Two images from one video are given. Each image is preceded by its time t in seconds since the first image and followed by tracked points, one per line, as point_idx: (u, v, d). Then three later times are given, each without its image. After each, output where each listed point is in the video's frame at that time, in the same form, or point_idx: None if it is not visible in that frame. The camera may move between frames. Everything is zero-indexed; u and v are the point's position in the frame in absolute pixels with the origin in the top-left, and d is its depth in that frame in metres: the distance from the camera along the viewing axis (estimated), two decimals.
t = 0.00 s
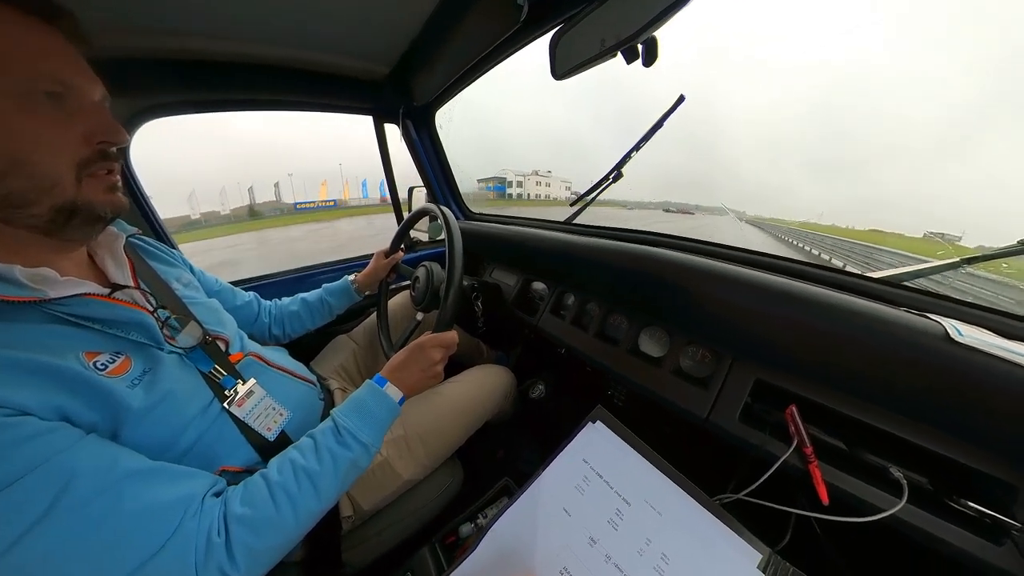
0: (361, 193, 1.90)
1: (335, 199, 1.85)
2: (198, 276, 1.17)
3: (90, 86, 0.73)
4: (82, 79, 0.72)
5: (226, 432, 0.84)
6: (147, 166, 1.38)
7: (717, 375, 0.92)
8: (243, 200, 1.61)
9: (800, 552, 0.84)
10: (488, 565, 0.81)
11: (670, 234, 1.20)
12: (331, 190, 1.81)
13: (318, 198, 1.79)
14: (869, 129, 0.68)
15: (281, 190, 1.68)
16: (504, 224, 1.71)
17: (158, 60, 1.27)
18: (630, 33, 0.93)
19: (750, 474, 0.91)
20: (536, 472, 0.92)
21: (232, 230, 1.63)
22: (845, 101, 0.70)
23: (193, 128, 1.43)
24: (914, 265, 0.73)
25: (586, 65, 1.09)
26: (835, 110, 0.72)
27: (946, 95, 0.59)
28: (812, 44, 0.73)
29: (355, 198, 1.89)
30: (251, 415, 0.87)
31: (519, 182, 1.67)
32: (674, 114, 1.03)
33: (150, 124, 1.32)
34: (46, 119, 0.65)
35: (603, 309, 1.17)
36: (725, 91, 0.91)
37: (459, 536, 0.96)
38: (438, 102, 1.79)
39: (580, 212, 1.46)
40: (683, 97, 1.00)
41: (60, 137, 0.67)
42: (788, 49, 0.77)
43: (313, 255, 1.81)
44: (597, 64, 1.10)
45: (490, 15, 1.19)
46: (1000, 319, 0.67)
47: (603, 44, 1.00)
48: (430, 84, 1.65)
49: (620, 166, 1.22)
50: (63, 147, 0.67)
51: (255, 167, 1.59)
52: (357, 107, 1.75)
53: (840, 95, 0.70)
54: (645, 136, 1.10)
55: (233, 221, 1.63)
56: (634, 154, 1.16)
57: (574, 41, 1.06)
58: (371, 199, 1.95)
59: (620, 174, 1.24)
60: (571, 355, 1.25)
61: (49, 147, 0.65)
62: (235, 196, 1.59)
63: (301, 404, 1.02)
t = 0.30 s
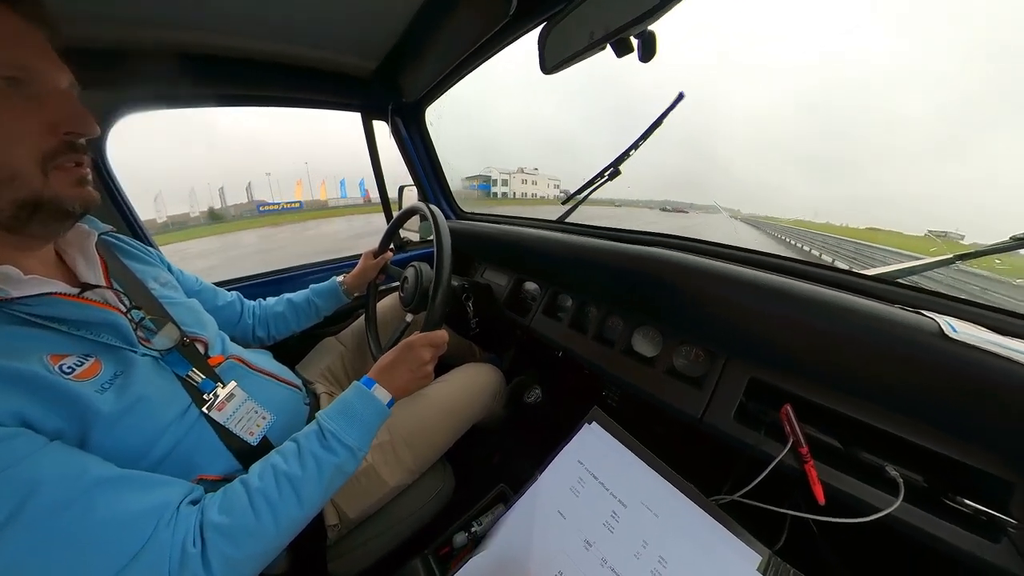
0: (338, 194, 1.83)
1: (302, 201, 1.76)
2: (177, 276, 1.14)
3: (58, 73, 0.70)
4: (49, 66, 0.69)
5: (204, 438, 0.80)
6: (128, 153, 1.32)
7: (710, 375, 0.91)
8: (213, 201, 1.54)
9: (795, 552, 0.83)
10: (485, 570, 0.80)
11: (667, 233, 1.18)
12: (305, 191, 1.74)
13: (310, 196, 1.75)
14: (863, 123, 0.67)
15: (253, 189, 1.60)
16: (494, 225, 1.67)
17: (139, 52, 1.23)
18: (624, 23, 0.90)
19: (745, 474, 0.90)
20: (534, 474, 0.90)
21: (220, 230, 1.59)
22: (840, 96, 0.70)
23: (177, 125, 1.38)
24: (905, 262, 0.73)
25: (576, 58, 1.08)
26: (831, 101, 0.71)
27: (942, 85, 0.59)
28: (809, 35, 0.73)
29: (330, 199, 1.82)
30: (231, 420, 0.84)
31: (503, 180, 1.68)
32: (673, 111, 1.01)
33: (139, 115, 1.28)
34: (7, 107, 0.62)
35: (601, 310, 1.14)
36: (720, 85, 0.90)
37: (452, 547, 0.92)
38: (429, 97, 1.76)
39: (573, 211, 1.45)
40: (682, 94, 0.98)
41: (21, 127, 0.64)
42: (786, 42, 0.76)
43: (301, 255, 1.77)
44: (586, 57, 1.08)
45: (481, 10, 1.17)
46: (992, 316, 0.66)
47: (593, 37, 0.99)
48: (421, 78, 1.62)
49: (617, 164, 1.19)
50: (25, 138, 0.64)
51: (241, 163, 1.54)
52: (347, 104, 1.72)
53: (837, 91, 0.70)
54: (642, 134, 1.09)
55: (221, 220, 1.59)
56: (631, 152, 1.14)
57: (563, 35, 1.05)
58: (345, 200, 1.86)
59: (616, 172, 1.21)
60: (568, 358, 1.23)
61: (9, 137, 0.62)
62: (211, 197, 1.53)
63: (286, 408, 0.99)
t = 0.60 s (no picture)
0: (314, 192, 1.74)
1: (264, 203, 1.64)
2: (166, 279, 1.11)
3: (37, 68, 0.68)
4: (28, 59, 0.67)
5: (198, 445, 0.78)
6: (114, 153, 1.29)
7: (707, 374, 0.92)
8: (178, 203, 1.46)
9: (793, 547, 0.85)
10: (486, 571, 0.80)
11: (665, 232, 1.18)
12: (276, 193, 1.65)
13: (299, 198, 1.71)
14: (858, 122, 0.68)
15: (223, 190, 1.53)
16: (490, 224, 1.67)
17: (125, 46, 1.20)
18: (623, 22, 0.89)
19: (744, 472, 0.91)
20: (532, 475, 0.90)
21: (208, 230, 1.55)
22: (838, 96, 0.70)
23: (169, 122, 1.36)
24: (898, 260, 0.74)
25: (573, 59, 1.07)
26: (829, 99, 0.72)
27: (939, 84, 0.60)
28: (807, 34, 0.73)
29: (305, 199, 1.73)
30: (224, 425, 0.82)
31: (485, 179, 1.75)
32: (667, 110, 1.01)
33: (132, 110, 1.27)
34: None
35: (597, 309, 1.14)
36: (716, 84, 0.91)
37: (451, 550, 0.92)
38: (422, 95, 1.74)
39: (569, 211, 1.44)
40: (676, 93, 0.99)
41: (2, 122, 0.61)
42: (784, 40, 0.77)
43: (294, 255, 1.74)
44: (585, 56, 1.06)
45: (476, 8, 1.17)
46: (983, 312, 0.68)
47: (589, 37, 0.98)
48: (415, 75, 1.60)
49: (613, 163, 1.19)
50: (8, 133, 0.62)
51: (231, 161, 1.52)
52: (340, 102, 1.70)
53: (836, 92, 0.71)
54: (637, 134, 1.09)
55: (213, 220, 1.56)
56: (626, 152, 1.14)
57: (560, 35, 1.05)
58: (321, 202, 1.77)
59: (613, 171, 1.22)
60: (564, 357, 1.22)
61: None
62: (178, 199, 1.46)
63: (280, 412, 0.97)
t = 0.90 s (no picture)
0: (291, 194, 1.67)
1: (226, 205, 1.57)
2: (148, 282, 1.07)
3: (11, 63, 0.64)
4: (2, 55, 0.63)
5: (181, 453, 0.75)
6: (97, 152, 1.25)
7: (703, 372, 0.91)
8: (142, 206, 1.39)
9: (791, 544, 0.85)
10: None
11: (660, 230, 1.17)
12: (249, 193, 1.58)
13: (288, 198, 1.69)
14: (849, 121, 0.69)
15: (192, 190, 1.47)
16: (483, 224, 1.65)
17: (101, 38, 1.15)
18: (617, 19, 0.89)
19: (740, 471, 0.91)
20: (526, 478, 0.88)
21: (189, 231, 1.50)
22: (833, 93, 0.70)
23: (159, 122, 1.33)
24: (892, 258, 0.74)
25: (565, 55, 1.06)
26: (823, 95, 0.72)
27: (931, 80, 0.60)
28: (803, 28, 0.73)
29: (279, 200, 1.66)
30: (210, 433, 0.80)
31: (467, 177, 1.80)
32: (659, 111, 1.01)
33: (125, 104, 1.25)
34: None
35: (591, 309, 1.13)
36: (708, 82, 0.90)
37: (446, 555, 0.90)
38: (412, 92, 1.71)
39: (562, 209, 1.43)
40: (670, 93, 0.97)
41: None
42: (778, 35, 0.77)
43: (281, 256, 1.70)
44: (578, 52, 1.07)
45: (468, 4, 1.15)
46: (978, 310, 0.68)
47: (582, 34, 0.98)
48: (405, 71, 1.58)
49: (606, 161, 1.18)
50: None
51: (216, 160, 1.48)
52: (329, 99, 1.66)
53: (831, 89, 0.70)
54: (631, 132, 1.08)
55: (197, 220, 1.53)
56: (620, 151, 1.13)
57: (552, 32, 1.04)
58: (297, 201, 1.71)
59: (607, 170, 1.21)
60: (559, 358, 1.21)
61: None
62: (143, 202, 1.39)
63: (267, 418, 0.94)
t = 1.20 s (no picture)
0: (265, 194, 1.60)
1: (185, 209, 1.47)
2: (130, 285, 1.04)
3: None
4: None
5: (166, 465, 0.73)
6: (75, 151, 1.21)
7: (698, 370, 0.91)
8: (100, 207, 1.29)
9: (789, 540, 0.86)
10: None
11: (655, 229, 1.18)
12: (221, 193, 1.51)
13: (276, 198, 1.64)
14: (841, 119, 0.69)
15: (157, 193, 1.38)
16: (476, 223, 1.64)
17: (76, 30, 1.11)
18: (613, 17, 0.87)
19: (737, 468, 0.91)
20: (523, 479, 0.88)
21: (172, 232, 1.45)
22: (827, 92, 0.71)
23: (139, 120, 1.28)
24: (882, 255, 0.75)
25: (559, 54, 1.05)
26: (815, 93, 0.72)
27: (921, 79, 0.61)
28: (798, 25, 0.73)
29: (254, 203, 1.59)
30: (198, 441, 0.77)
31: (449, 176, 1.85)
32: (653, 110, 1.00)
33: (103, 100, 1.20)
34: None
35: (586, 309, 1.13)
36: (703, 81, 0.90)
37: (443, 561, 0.88)
38: (404, 90, 1.69)
39: (556, 209, 1.43)
40: (664, 91, 0.97)
41: None
42: (772, 32, 0.77)
43: (269, 257, 1.66)
44: (572, 52, 1.04)
45: None
46: (965, 304, 0.69)
47: (575, 32, 0.96)
48: (396, 69, 1.56)
49: (600, 160, 1.18)
50: None
51: (201, 161, 1.42)
52: (318, 96, 1.63)
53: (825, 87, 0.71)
54: (625, 131, 1.08)
55: (181, 220, 1.47)
56: (615, 149, 1.13)
57: (547, 31, 1.03)
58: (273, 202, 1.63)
59: (600, 169, 1.20)
60: (555, 359, 1.20)
61: None
62: (102, 204, 1.29)
63: (257, 424, 0.92)
